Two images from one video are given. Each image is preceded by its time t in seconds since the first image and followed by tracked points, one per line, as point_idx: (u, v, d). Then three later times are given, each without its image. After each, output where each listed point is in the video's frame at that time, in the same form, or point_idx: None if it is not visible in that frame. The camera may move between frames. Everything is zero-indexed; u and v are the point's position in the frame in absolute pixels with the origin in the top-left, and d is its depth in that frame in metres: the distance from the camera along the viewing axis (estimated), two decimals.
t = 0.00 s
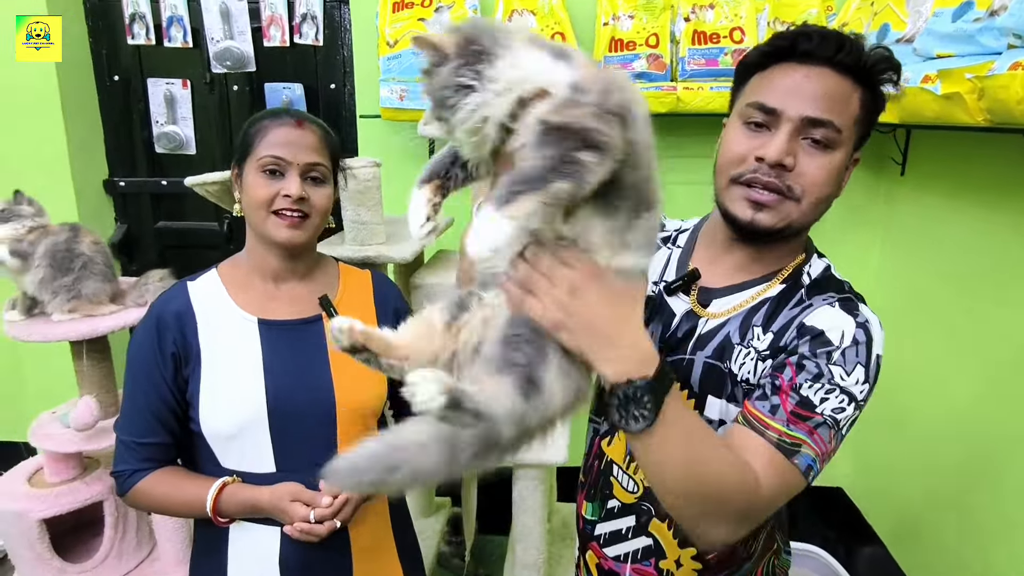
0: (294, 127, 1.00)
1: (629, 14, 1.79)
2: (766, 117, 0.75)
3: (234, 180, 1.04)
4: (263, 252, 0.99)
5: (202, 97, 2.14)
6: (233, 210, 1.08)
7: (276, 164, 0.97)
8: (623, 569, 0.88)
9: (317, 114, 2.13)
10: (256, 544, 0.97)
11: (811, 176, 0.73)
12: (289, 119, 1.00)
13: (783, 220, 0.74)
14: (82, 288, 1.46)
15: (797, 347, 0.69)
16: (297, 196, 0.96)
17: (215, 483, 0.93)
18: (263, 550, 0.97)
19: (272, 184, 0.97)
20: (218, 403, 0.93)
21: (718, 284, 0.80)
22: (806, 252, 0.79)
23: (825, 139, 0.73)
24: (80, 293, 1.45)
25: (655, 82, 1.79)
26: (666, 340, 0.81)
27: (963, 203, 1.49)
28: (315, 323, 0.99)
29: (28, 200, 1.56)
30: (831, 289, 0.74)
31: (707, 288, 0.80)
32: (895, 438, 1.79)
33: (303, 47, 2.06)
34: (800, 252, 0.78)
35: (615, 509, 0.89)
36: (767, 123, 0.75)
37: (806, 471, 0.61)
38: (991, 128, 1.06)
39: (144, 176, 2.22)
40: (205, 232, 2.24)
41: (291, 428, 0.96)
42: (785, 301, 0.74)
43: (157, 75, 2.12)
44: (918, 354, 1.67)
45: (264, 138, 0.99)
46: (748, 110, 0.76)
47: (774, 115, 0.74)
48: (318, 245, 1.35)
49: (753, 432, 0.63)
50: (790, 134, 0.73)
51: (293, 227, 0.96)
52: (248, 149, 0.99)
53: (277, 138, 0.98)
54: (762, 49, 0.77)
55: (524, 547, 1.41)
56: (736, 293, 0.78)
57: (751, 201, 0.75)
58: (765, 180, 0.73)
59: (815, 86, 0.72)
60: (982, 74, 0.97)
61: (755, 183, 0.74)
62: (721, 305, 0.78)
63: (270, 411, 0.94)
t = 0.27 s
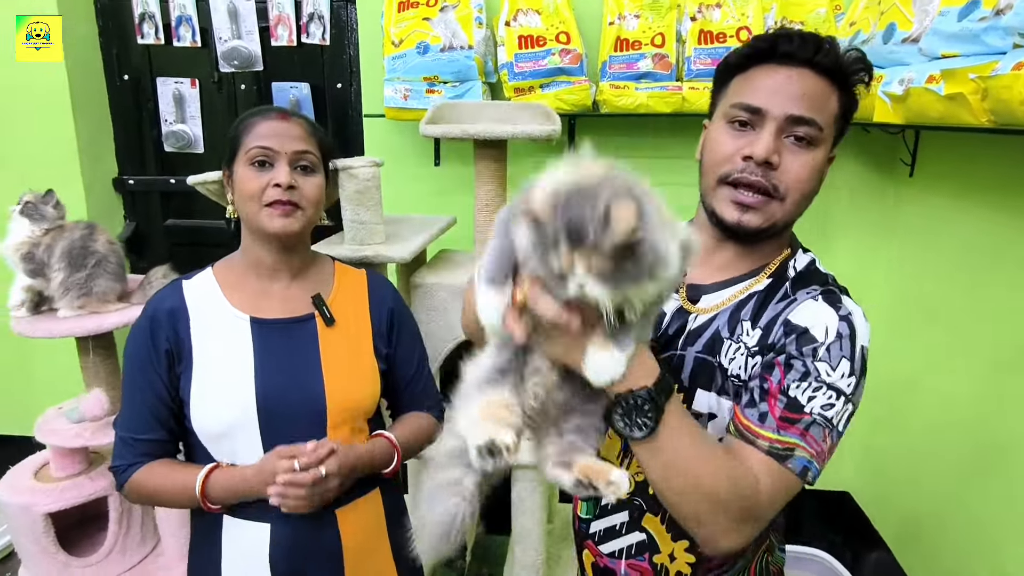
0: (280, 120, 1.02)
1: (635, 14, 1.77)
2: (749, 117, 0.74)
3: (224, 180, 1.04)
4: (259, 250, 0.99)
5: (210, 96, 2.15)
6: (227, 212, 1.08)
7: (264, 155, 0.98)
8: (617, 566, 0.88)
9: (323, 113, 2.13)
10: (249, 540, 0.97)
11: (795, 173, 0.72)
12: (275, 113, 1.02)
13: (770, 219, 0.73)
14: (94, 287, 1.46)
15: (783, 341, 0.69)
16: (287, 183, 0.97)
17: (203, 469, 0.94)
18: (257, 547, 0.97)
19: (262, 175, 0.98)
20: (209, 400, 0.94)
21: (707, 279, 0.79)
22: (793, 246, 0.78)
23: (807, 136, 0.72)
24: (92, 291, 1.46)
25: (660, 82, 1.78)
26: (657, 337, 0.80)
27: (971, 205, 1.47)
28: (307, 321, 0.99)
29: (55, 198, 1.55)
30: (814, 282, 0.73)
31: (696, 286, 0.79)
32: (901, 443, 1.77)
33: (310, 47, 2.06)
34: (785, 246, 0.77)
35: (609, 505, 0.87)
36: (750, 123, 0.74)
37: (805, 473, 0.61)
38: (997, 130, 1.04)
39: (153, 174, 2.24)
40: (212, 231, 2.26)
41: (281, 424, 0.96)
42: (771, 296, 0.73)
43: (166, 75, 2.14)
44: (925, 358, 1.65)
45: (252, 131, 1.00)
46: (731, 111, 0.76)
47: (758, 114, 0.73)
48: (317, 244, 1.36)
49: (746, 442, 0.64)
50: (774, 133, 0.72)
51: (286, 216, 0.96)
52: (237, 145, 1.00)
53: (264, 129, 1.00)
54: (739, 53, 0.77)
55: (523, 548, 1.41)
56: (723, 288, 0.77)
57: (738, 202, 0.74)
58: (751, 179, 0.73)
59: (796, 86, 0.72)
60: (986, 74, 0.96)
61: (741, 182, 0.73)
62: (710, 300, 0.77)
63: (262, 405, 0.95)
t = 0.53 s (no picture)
0: (280, 118, 1.01)
1: (640, 11, 1.76)
2: (719, 116, 0.76)
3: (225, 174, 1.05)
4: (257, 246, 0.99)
5: (217, 94, 2.16)
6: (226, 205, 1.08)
7: (261, 156, 0.98)
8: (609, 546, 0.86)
9: (329, 110, 2.14)
10: (246, 535, 0.98)
11: (761, 168, 0.74)
12: (275, 111, 1.01)
13: (740, 212, 0.75)
14: (97, 282, 1.48)
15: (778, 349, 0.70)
16: (281, 187, 0.97)
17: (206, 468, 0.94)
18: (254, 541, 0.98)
19: (257, 175, 0.98)
20: (207, 393, 0.94)
21: (698, 275, 0.79)
22: (781, 241, 0.79)
23: (773, 131, 0.74)
24: (95, 287, 1.48)
25: (665, 80, 1.78)
26: (651, 332, 0.80)
27: (978, 206, 1.45)
28: (304, 314, 1.00)
29: (58, 194, 1.54)
30: (802, 279, 0.74)
31: (687, 280, 0.80)
32: (907, 445, 1.75)
33: (317, 45, 2.07)
34: (772, 243, 0.78)
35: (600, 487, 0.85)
36: (720, 123, 0.76)
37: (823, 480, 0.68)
38: (1001, 128, 1.03)
39: (161, 171, 2.26)
40: (219, 227, 2.27)
41: (280, 415, 0.97)
42: (763, 297, 0.74)
43: (174, 72, 2.15)
44: (931, 360, 1.64)
45: (251, 129, 1.00)
46: (705, 112, 0.78)
47: (726, 113, 0.75)
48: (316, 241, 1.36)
49: (770, 468, 0.69)
50: (739, 130, 0.74)
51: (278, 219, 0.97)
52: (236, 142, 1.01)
53: (263, 129, 0.99)
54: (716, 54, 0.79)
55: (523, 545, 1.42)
56: (713, 286, 0.77)
57: (709, 197, 0.76)
58: (718, 176, 0.75)
59: (763, 82, 0.74)
60: (989, 71, 0.95)
61: (711, 178, 0.76)
62: (702, 298, 0.77)
63: (261, 396, 0.96)
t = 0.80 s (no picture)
0: (301, 114, 1.02)
1: (645, 6, 1.76)
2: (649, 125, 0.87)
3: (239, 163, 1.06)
4: (260, 239, 1.00)
5: (223, 89, 2.17)
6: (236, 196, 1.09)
7: (278, 147, 0.99)
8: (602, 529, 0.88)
9: (335, 105, 2.14)
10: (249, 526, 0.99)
11: (672, 153, 0.81)
12: (297, 107, 1.02)
13: (667, 198, 0.83)
14: (103, 275, 1.49)
15: (772, 346, 0.74)
16: (295, 180, 0.97)
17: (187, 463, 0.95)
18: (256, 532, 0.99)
19: (272, 166, 0.98)
20: (210, 386, 0.95)
21: (686, 269, 0.84)
22: (767, 236, 0.82)
23: (677, 120, 0.81)
24: (101, 280, 1.49)
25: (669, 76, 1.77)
26: (644, 324, 0.84)
27: (984, 203, 1.44)
28: (309, 310, 1.01)
29: (47, 187, 1.53)
30: (789, 275, 0.77)
31: (678, 274, 0.84)
32: (911, 442, 1.74)
33: (322, 40, 2.08)
34: (757, 237, 0.82)
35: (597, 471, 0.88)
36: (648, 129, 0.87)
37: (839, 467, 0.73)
38: (1003, 124, 1.03)
39: (168, 166, 2.27)
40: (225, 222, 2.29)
41: (283, 408, 0.98)
42: (752, 294, 0.77)
43: (180, 67, 2.16)
44: (936, 357, 1.63)
45: (271, 121, 1.01)
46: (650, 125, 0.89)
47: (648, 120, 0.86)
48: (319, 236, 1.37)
49: (786, 465, 0.74)
50: (653, 130, 0.84)
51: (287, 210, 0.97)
52: (254, 132, 1.01)
53: (283, 122, 1.00)
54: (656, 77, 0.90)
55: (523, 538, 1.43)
56: (704, 279, 0.81)
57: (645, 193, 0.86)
58: (643, 173, 0.85)
59: (667, 85, 0.84)
60: (991, 67, 0.95)
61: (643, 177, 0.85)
62: (692, 291, 0.81)
63: (267, 390, 0.96)
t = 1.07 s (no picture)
0: (315, 109, 1.02)
1: None
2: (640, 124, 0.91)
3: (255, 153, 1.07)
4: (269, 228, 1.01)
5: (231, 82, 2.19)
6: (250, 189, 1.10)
7: (290, 141, 0.99)
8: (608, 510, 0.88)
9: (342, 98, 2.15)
10: (255, 512, 1.00)
11: (657, 145, 0.84)
12: (313, 102, 1.03)
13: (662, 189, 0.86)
14: (115, 264, 1.51)
15: (766, 323, 0.75)
16: (301, 174, 0.97)
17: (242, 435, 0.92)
18: (263, 518, 1.00)
19: (283, 159, 0.99)
20: (223, 373, 0.96)
21: (683, 254, 0.87)
22: (760, 220, 0.83)
23: (659, 113, 0.85)
24: (112, 268, 1.51)
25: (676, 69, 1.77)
26: (644, 307, 0.88)
27: (992, 197, 1.43)
28: (318, 301, 1.02)
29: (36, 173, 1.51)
30: (779, 254, 0.78)
31: (674, 259, 0.87)
32: (917, 436, 1.74)
33: (329, 33, 2.09)
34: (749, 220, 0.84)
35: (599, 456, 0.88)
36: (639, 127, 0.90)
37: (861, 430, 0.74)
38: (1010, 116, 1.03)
39: (176, 158, 2.29)
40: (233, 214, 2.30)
41: (292, 390, 0.99)
42: (744, 274, 0.79)
43: (189, 60, 2.18)
44: (942, 352, 1.62)
45: (286, 114, 1.01)
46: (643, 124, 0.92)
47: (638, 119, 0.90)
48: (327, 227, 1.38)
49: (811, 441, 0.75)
50: (641, 127, 0.87)
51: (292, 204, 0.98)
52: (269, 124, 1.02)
53: (297, 116, 1.00)
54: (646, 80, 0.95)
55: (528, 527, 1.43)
56: (697, 262, 0.84)
57: (644, 186, 0.89)
58: (638, 168, 0.88)
59: (649, 85, 0.88)
60: (998, 58, 0.95)
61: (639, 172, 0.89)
62: (686, 273, 0.84)
63: (280, 373, 0.98)
